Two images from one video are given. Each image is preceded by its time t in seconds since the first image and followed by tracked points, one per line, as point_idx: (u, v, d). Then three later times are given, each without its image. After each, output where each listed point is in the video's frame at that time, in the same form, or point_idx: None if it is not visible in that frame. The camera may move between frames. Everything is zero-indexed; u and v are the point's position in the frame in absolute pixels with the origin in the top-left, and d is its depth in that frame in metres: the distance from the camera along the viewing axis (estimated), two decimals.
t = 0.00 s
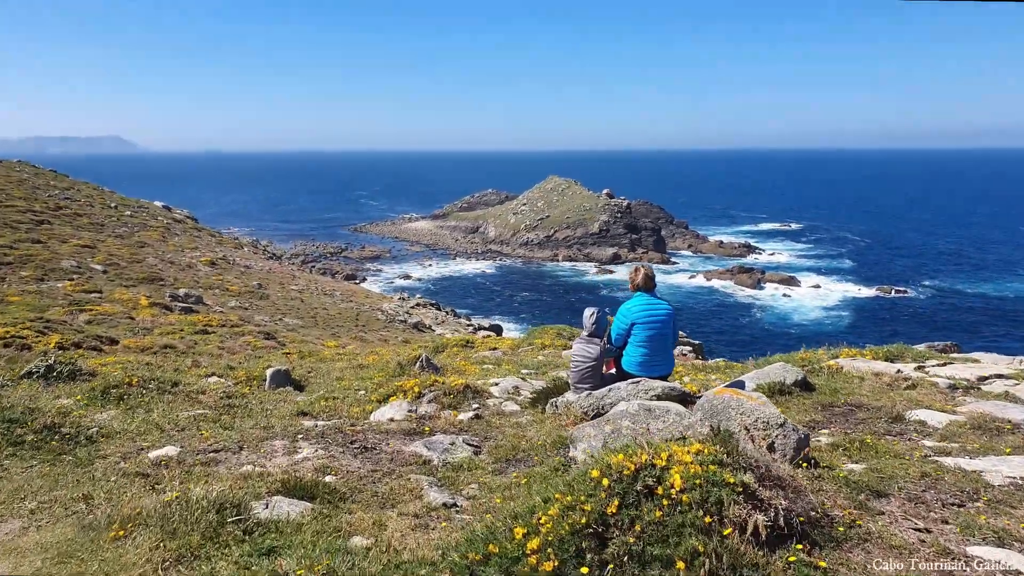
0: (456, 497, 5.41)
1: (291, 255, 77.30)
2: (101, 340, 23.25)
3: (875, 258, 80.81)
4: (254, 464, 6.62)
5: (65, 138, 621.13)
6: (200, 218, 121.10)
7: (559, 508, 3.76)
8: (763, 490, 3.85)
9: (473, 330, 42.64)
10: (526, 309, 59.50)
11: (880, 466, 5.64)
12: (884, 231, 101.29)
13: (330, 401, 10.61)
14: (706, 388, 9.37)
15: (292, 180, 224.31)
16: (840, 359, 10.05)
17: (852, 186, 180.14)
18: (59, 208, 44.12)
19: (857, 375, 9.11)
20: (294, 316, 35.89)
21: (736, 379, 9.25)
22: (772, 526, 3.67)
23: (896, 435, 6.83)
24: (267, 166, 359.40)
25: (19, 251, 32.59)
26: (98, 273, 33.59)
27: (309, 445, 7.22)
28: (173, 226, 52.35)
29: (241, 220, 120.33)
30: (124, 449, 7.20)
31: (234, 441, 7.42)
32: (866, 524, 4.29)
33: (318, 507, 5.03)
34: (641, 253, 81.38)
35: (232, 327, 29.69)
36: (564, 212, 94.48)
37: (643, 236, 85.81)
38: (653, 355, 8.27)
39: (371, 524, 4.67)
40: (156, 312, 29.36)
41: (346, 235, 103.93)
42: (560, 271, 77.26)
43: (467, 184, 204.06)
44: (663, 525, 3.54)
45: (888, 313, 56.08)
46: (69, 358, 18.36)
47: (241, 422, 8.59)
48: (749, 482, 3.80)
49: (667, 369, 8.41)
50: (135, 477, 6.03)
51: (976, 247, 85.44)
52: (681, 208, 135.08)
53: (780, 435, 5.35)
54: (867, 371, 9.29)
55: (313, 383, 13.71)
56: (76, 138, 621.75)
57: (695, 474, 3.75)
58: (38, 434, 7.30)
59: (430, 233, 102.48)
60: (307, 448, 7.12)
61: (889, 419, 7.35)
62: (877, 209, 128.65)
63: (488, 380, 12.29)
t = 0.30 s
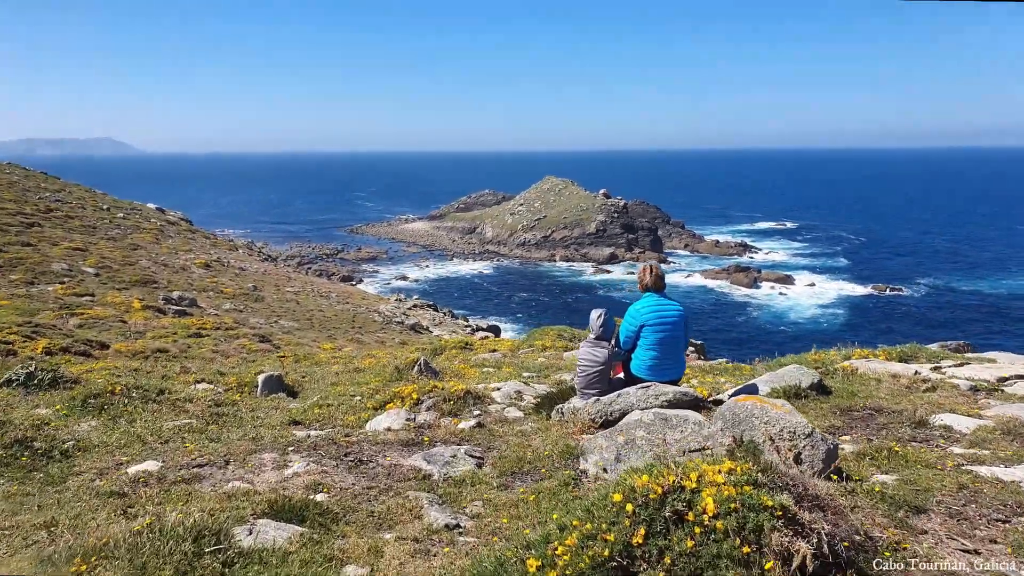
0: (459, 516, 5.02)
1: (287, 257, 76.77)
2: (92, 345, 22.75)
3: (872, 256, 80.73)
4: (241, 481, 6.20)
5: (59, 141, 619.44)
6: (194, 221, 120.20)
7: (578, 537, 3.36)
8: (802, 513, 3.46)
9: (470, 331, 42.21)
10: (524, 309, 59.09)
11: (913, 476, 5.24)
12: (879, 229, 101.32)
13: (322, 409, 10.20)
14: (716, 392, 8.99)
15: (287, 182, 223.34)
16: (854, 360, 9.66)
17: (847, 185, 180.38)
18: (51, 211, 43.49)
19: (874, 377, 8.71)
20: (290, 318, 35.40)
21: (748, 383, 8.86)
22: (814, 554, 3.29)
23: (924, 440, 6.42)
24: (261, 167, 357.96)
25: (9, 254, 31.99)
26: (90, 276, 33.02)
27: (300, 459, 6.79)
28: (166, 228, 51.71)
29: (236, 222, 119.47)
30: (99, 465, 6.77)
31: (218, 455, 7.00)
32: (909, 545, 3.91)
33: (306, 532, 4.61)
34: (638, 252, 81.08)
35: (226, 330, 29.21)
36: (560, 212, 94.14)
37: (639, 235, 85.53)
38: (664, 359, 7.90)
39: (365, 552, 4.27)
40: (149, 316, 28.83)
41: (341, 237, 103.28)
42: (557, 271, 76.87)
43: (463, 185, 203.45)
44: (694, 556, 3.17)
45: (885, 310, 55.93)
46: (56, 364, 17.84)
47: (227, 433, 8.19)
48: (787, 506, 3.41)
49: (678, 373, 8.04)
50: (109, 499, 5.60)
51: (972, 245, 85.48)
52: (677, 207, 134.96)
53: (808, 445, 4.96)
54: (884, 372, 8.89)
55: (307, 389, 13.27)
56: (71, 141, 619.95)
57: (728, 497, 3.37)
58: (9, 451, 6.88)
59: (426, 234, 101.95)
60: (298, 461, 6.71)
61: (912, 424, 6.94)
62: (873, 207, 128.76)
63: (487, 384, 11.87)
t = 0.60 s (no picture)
0: (461, 537, 4.62)
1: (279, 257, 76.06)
2: (80, 346, 22.18)
3: (865, 257, 80.81)
4: (225, 495, 5.78)
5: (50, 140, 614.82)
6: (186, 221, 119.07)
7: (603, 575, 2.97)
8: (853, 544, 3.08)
9: (464, 332, 41.78)
10: (519, 310, 58.74)
11: (950, 493, 4.86)
12: (872, 230, 101.61)
13: (314, 415, 9.78)
14: (726, 397, 8.62)
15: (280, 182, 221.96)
16: (867, 364, 9.30)
17: (838, 186, 181.22)
18: (40, 210, 42.72)
19: (890, 382, 8.35)
20: (282, 319, 34.86)
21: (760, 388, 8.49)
22: None
23: (951, 452, 6.06)
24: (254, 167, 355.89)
25: None
26: (80, 276, 32.36)
27: (289, 471, 6.35)
28: (158, 228, 50.95)
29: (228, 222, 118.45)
30: (73, 477, 6.33)
31: (201, 465, 6.57)
32: None
33: (293, 558, 4.18)
34: (632, 253, 80.85)
35: (218, 331, 28.68)
36: (554, 213, 93.81)
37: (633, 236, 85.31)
38: (673, 363, 7.52)
39: None
40: (140, 316, 28.30)
41: (335, 237, 102.52)
42: (552, 271, 76.52)
43: (456, 185, 202.85)
44: None
45: (881, 311, 55.90)
46: (40, 367, 17.28)
47: (211, 442, 7.74)
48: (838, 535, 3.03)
49: (687, 378, 7.67)
50: (82, 517, 5.16)
51: (964, 245, 85.77)
52: (671, 208, 134.93)
53: (838, 460, 4.57)
54: (900, 377, 8.50)
55: (298, 393, 12.83)
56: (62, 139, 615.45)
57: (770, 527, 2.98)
58: None
59: (420, 234, 101.39)
60: (287, 473, 6.29)
61: (937, 433, 6.58)
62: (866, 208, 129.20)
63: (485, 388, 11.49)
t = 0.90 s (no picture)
0: (469, 565, 4.17)
1: (277, 255, 75.61)
2: (74, 342, 21.72)
3: (865, 260, 80.53)
4: (211, 508, 5.32)
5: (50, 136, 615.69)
6: (185, 217, 118.49)
7: None
8: None
9: (462, 332, 41.37)
10: (518, 310, 58.34)
11: (1002, 518, 4.43)
12: (871, 233, 101.49)
13: (308, 418, 9.37)
14: (742, 406, 8.22)
15: (278, 180, 221.29)
16: (888, 372, 8.88)
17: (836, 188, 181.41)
18: (38, 205, 42.22)
19: (915, 392, 7.93)
20: (280, 316, 34.43)
21: (778, 397, 8.07)
22: None
23: (992, 470, 5.64)
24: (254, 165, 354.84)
25: None
26: (77, 272, 31.87)
27: (281, 481, 5.91)
28: (156, 224, 50.46)
29: (226, 219, 117.89)
30: (50, 485, 5.86)
31: (188, 473, 6.11)
32: None
33: None
34: (630, 254, 80.48)
35: (214, 328, 28.25)
36: (553, 213, 93.42)
37: (631, 237, 84.95)
38: (689, 370, 7.10)
39: None
40: (138, 312, 27.86)
41: (333, 235, 102.04)
42: (551, 271, 76.11)
43: (455, 184, 202.42)
44: None
45: (882, 314, 55.63)
46: (30, 364, 16.81)
47: (199, 448, 7.28)
48: None
49: (703, 386, 7.24)
50: (51, 534, 4.69)
51: (963, 249, 85.55)
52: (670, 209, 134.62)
53: (883, 480, 4.15)
54: (926, 386, 8.10)
55: (293, 394, 12.42)
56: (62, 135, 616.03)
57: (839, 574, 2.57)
58: None
59: (419, 233, 100.94)
60: (279, 484, 5.84)
61: (974, 449, 6.15)
62: (865, 211, 128.98)
63: (487, 392, 11.08)
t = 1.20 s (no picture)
0: None
1: (273, 257, 74.94)
2: (63, 348, 21.17)
3: (862, 255, 80.31)
4: (183, 537, 4.84)
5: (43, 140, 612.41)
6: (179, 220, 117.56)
7: None
8: None
9: (459, 332, 40.87)
10: (516, 309, 57.91)
11: None
12: (868, 229, 101.35)
13: (298, 430, 8.86)
14: (755, 411, 7.76)
15: (273, 181, 220.10)
16: (906, 373, 8.42)
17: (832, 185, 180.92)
18: (30, 209, 41.58)
19: (938, 394, 7.46)
20: (275, 319, 33.89)
21: (792, 401, 7.62)
22: None
23: None
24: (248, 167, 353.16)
25: None
26: (70, 276, 31.28)
27: (262, 504, 5.44)
28: (150, 228, 49.80)
29: (221, 222, 116.99)
30: (9, 513, 5.38)
31: (162, 494, 5.63)
32: None
33: None
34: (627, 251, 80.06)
35: (208, 331, 27.71)
36: (549, 212, 92.93)
37: (628, 235, 84.54)
38: (701, 373, 6.66)
39: None
40: (130, 317, 27.33)
41: (329, 237, 101.32)
42: (548, 270, 75.69)
43: (451, 185, 201.68)
44: None
45: (880, 309, 55.37)
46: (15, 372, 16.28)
47: (177, 465, 6.79)
48: None
49: (716, 392, 6.80)
50: None
51: (960, 244, 85.39)
52: (667, 207, 134.29)
53: (930, 501, 3.66)
54: (947, 388, 7.65)
55: (284, 402, 11.96)
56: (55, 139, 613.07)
57: None
58: None
59: (415, 233, 100.33)
60: (261, 507, 5.37)
61: (1009, 457, 5.70)
62: (861, 207, 128.89)
63: (485, 399, 10.59)
